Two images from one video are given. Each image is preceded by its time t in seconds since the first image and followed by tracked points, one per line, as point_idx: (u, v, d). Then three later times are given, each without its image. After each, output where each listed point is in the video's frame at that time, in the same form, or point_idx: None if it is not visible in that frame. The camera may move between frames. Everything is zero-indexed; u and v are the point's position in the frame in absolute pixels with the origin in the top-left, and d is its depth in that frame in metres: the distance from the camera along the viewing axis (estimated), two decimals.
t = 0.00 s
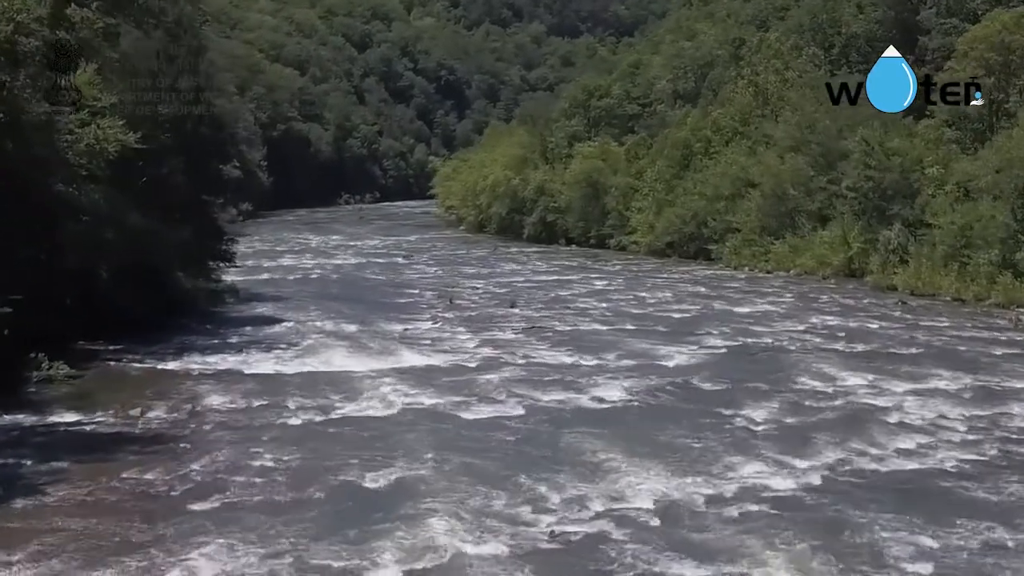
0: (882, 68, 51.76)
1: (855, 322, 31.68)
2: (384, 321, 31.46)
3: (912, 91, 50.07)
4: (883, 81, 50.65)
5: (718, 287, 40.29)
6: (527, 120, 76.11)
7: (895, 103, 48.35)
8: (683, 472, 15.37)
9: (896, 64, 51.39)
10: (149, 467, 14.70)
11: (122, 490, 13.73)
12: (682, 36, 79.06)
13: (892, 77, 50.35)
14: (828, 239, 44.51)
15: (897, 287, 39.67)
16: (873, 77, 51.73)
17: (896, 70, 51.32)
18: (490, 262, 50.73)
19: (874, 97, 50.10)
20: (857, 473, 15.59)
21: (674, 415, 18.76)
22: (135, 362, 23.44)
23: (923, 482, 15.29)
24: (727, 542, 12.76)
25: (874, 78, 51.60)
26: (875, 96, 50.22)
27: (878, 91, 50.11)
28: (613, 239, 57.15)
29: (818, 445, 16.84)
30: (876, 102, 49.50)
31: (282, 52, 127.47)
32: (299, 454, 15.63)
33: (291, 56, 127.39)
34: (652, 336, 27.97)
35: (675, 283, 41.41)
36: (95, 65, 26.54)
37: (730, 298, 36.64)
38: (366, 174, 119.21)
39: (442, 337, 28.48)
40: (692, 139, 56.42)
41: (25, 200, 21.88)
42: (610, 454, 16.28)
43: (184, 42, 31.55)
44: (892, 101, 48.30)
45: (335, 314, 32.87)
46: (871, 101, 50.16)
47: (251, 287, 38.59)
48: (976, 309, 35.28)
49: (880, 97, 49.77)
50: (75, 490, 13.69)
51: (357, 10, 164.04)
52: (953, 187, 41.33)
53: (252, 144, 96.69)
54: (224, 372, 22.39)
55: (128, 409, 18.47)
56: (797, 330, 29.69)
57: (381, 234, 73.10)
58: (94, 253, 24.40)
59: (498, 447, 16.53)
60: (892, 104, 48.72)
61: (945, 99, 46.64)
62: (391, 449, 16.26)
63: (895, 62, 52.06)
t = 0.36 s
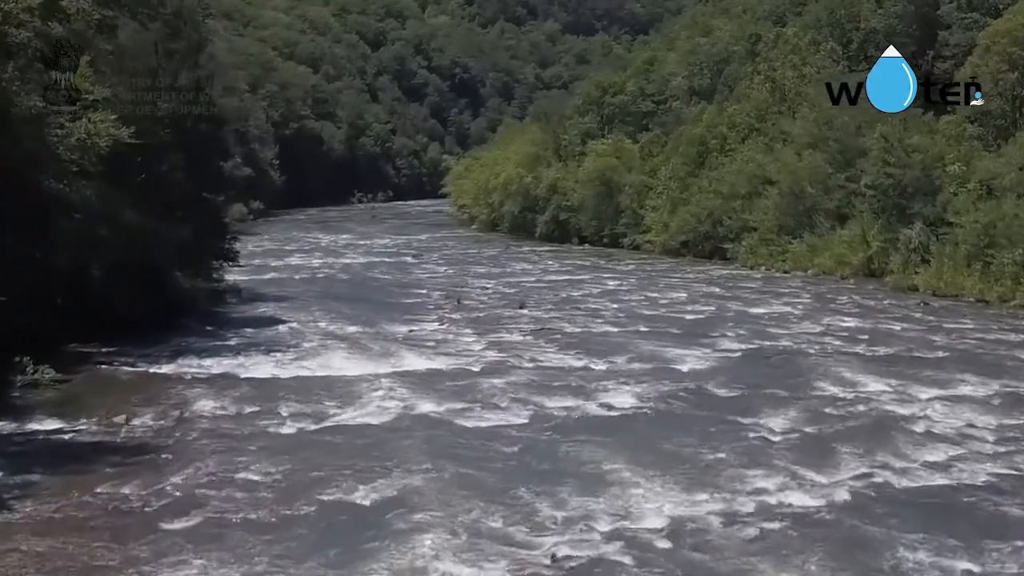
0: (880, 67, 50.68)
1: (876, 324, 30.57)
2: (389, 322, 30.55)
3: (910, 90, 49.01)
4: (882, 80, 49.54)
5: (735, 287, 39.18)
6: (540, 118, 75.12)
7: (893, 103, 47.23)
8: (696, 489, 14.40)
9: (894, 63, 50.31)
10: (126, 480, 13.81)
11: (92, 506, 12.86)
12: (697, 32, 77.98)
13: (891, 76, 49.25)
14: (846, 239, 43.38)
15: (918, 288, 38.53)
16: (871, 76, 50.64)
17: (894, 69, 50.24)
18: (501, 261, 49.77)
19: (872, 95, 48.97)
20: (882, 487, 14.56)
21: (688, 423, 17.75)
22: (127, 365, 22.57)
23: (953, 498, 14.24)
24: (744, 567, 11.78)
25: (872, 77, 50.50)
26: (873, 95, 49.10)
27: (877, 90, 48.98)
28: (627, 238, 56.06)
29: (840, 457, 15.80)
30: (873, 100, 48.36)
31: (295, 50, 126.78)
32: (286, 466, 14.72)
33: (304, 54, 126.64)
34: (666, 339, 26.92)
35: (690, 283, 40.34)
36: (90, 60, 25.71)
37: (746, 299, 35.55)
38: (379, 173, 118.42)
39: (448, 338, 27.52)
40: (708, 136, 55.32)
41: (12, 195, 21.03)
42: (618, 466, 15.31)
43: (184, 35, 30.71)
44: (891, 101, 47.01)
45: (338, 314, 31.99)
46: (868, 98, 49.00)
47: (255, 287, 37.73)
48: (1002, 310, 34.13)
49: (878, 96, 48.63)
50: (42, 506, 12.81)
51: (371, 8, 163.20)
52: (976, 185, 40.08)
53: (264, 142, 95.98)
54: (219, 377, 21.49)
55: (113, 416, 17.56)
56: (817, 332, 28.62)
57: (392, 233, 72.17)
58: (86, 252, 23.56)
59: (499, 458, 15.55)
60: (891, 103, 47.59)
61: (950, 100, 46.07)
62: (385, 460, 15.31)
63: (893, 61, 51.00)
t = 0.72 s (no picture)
0: (880, 67, 49.50)
1: (900, 327, 29.36)
2: (395, 324, 29.56)
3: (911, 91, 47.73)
4: (882, 80, 48.32)
5: (753, 287, 38.01)
6: (554, 115, 74.01)
7: (893, 103, 46.03)
8: (712, 509, 13.34)
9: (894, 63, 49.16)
10: (97, 498, 12.85)
11: (55, 527, 11.89)
12: (714, 28, 76.74)
13: (891, 76, 48.02)
14: (868, 238, 42.18)
15: (942, 290, 37.30)
16: (871, 76, 49.44)
17: (894, 69, 49.07)
18: (514, 261, 48.75)
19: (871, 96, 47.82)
20: (914, 509, 13.44)
21: (706, 435, 16.64)
22: (117, 369, 21.65)
23: (993, 519, 13.11)
24: None
25: (872, 77, 49.32)
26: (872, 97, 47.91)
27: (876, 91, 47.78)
28: (642, 238, 54.92)
29: (868, 475, 14.66)
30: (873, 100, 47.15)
31: (308, 48, 126.01)
32: (272, 483, 13.73)
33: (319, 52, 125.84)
34: (683, 342, 25.75)
35: (706, 283, 39.24)
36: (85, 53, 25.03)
37: (765, 300, 34.40)
38: (393, 172, 117.58)
39: (454, 341, 26.48)
40: (725, 133, 54.13)
41: None
42: (629, 483, 14.25)
43: (185, 28, 29.74)
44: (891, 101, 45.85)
45: (343, 316, 31.01)
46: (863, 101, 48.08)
47: (259, 287, 36.80)
48: None
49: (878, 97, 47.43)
50: (1, 527, 11.86)
51: (386, 6, 162.31)
52: (1001, 183, 38.64)
53: (277, 141, 95.27)
54: (212, 383, 20.51)
55: (95, 424, 16.62)
56: (839, 335, 27.45)
57: (405, 232, 71.22)
58: (76, 251, 22.69)
59: (501, 473, 14.52)
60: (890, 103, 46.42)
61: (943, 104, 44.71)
62: (378, 473, 14.28)
63: (893, 61, 49.80)
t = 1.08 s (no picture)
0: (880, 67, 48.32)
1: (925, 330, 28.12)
2: (401, 326, 28.55)
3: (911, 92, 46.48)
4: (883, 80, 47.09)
5: (771, 289, 36.85)
6: (569, 113, 72.89)
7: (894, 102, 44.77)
8: (729, 533, 12.27)
9: (893, 62, 48.21)
10: (60, 519, 11.88)
11: (9, 552, 10.89)
12: (731, 24, 75.43)
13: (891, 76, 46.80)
14: (890, 238, 40.95)
15: (969, 291, 36.09)
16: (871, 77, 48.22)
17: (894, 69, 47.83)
18: (527, 261, 47.71)
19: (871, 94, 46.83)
20: (951, 533, 12.32)
21: (722, 448, 15.57)
22: (105, 375, 20.71)
23: None
24: None
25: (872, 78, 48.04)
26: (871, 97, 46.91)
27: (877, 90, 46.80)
28: (657, 238, 53.79)
29: (899, 496, 13.55)
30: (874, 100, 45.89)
31: (322, 47, 125.22)
32: (253, 502, 12.73)
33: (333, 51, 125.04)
34: (698, 347, 24.63)
35: (723, 285, 38.11)
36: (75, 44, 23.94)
37: (784, 302, 33.25)
38: (407, 172, 116.71)
39: (459, 345, 25.46)
40: (743, 131, 52.93)
41: None
42: (640, 504, 13.19)
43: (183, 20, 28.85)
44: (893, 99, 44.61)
45: (347, 318, 30.03)
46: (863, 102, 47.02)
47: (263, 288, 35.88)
48: None
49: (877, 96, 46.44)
50: None
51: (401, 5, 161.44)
52: None
53: (289, 140, 94.49)
54: (201, 389, 19.52)
55: (71, 435, 15.67)
56: (862, 339, 26.26)
57: (417, 232, 70.29)
58: (66, 251, 21.80)
59: (502, 491, 13.48)
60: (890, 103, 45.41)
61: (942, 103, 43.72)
62: (369, 491, 13.28)
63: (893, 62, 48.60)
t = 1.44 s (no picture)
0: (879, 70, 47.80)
1: (952, 335, 26.92)
2: (406, 330, 27.51)
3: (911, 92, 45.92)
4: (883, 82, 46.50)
5: (790, 291, 35.68)
6: (583, 111, 71.79)
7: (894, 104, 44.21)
8: (743, 563, 11.22)
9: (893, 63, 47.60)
10: (16, 544, 10.91)
11: None
12: (749, 21, 74.17)
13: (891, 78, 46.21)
14: (912, 239, 39.67)
15: (995, 294, 34.84)
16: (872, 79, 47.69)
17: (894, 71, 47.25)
18: (539, 263, 46.64)
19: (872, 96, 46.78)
20: (989, 567, 11.16)
21: (739, 465, 14.47)
22: (90, 382, 19.76)
23: None
24: None
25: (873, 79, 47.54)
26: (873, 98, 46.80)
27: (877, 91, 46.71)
28: (673, 239, 52.65)
29: (931, 522, 12.40)
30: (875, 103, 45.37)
31: (336, 47, 124.42)
32: (228, 525, 11.73)
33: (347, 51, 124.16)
34: (715, 352, 23.49)
35: (740, 287, 36.97)
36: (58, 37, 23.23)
37: (804, 304, 32.09)
38: (421, 172, 115.79)
39: (465, 350, 24.40)
40: (761, 129, 51.73)
41: None
42: (650, 529, 12.13)
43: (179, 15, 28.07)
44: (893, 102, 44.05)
45: (350, 321, 28.99)
46: (867, 103, 46.86)
47: (267, 291, 34.94)
48: None
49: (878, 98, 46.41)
50: None
51: (416, 4, 160.54)
52: None
53: (302, 140, 93.69)
54: (190, 399, 18.53)
55: (44, 447, 14.70)
56: (887, 344, 25.09)
57: (429, 232, 69.33)
58: (54, 253, 21.01)
59: (499, 513, 12.44)
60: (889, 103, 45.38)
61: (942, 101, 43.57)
62: (354, 513, 12.26)
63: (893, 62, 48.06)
